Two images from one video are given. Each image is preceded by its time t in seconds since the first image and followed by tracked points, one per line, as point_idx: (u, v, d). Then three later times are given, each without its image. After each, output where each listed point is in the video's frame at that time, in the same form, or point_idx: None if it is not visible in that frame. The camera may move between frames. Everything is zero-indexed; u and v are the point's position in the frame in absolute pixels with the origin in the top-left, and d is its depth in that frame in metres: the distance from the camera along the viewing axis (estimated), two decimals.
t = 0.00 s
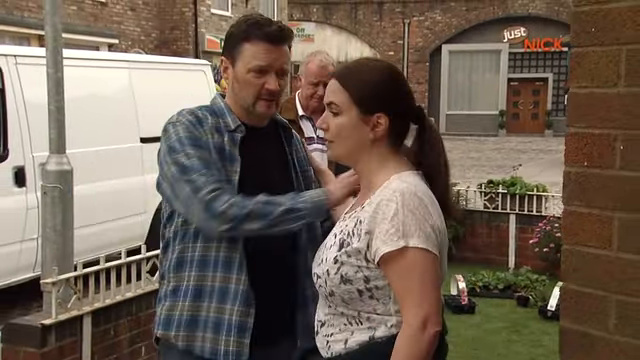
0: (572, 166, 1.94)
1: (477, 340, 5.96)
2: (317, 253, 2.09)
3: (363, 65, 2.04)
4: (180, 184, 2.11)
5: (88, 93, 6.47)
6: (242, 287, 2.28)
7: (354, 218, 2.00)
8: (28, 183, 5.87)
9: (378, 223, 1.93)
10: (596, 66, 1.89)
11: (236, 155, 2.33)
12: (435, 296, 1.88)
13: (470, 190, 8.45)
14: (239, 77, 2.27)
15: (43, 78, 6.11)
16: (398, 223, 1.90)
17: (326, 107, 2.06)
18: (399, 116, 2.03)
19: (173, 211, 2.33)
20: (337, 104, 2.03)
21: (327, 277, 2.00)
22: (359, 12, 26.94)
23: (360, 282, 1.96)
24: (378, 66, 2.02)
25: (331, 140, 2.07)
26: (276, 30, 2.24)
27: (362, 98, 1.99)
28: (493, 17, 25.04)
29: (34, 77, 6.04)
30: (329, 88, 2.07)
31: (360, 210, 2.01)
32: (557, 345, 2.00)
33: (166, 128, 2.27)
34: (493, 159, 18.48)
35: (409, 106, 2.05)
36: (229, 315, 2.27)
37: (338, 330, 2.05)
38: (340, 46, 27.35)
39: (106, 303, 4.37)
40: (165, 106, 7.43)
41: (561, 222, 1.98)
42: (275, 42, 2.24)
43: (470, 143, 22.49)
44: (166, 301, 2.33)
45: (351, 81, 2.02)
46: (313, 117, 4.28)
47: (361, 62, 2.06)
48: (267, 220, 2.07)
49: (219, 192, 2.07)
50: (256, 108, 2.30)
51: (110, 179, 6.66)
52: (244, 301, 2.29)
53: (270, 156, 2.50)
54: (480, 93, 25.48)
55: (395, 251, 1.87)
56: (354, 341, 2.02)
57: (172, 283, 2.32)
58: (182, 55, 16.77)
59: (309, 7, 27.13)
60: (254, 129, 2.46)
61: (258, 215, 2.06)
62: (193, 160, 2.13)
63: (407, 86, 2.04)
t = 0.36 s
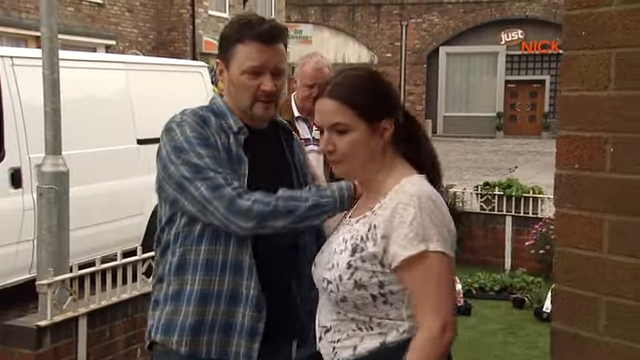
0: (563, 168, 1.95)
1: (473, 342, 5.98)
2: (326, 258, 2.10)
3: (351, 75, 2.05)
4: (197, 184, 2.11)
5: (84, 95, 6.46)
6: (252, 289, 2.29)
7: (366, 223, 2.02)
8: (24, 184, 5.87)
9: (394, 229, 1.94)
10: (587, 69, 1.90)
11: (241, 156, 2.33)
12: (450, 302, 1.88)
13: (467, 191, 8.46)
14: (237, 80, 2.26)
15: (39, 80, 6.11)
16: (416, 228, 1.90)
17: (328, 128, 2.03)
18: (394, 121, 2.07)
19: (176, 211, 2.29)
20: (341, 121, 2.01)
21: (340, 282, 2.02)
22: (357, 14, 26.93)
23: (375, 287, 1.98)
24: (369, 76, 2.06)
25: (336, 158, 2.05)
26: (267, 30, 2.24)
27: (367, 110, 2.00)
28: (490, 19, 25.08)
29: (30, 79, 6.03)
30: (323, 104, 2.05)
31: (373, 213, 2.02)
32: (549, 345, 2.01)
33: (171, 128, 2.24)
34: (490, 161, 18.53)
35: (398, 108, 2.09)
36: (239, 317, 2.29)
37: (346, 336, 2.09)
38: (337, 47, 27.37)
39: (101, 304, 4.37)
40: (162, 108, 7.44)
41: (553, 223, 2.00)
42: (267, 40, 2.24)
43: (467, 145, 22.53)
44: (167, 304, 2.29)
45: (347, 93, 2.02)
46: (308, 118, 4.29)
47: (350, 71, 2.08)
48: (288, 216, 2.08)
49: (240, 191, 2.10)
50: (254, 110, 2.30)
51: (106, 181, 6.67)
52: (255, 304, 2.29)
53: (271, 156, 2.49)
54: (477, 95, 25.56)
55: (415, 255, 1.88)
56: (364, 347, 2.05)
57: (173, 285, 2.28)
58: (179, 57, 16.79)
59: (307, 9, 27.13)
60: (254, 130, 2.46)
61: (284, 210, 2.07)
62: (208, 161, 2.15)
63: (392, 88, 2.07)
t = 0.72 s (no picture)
0: (561, 169, 1.96)
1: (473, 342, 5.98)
2: (334, 259, 1.93)
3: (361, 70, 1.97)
4: (197, 218, 1.79)
5: (86, 95, 6.46)
6: (256, 320, 2.00)
7: (384, 219, 1.87)
8: (25, 184, 5.90)
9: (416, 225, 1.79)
10: (584, 70, 1.91)
11: (237, 178, 1.96)
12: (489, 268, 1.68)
13: (468, 192, 8.48)
14: (216, 85, 1.87)
15: (40, 80, 6.11)
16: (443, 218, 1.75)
17: (332, 116, 1.95)
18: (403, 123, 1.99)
19: (162, 245, 1.90)
20: (346, 112, 1.93)
21: (357, 283, 1.85)
22: (359, 14, 26.92)
23: (393, 287, 1.82)
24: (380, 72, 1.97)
25: (336, 149, 1.96)
26: (242, 29, 1.87)
27: (375, 104, 1.92)
28: (492, 20, 25.11)
29: (31, 79, 6.04)
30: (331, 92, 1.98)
31: (382, 210, 1.90)
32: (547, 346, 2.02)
33: (156, 148, 1.86)
34: (491, 161, 18.54)
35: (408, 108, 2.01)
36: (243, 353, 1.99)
37: (356, 341, 1.93)
38: (339, 48, 27.40)
39: (102, 304, 4.38)
40: (163, 109, 7.45)
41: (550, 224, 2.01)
42: (246, 41, 1.87)
43: (469, 146, 22.54)
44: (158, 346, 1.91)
45: (358, 84, 1.94)
46: (308, 119, 4.28)
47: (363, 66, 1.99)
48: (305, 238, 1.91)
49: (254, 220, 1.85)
50: (234, 119, 1.92)
51: (107, 181, 6.69)
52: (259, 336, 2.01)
53: (257, 171, 2.14)
54: (478, 96, 25.55)
55: (447, 248, 1.71)
56: (376, 352, 1.89)
57: (164, 325, 1.90)
58: (181, 57, 16.86)
59: (309, 10, 27.17)
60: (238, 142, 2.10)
61: (299, 233, 1.89)
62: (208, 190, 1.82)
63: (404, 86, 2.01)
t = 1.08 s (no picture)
0: (561, 168, 1.96)
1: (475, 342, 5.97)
2: (355, 264, 1.87)
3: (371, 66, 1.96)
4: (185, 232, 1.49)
5: (88, 94, 6.48)
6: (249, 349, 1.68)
7: (408, 219, 1.83)
8: (28, 183, 5.91)
9: (445, 227, 1.78)
10: (584, 70, 1.91)
11: (227, 184, 1.67)
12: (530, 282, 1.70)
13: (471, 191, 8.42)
14: (194, 75, 1.57)
15: (42, 79, 6.13)
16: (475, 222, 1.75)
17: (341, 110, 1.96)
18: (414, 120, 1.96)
19: (139, 264, 1.58)
20: (353, 107, 1.93)
21: (388, 287, 1.81)
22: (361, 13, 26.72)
23: (423, 289, 1.80)
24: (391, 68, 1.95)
25: (345, 142, 1.96)
26: (229, 11, 1.58)
27: (381, 99, 1.91)
28: (495, 19, 25.11)
29: (34, 78, 6.05)
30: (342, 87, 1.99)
31: (403, 211, 1.85)
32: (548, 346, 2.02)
33: (132, 149, 1.54)
34: (493, 161, 18.52)
35: (421, 105, 1.97)
36: None
37: (380, 346, 1.89)
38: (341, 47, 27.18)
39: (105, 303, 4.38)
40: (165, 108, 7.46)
41: (551, 224, 2.00)
42: (231, 25, 1.58)
43: (471, 144, 22.54)
44: None
45: (366, 78, 1.94)
46: (310, 118, 4.29)
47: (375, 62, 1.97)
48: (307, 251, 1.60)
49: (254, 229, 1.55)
50: (215, 116, 1.62)
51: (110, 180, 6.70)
52: None
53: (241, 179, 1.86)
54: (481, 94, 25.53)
55: (483, 249, 1.72)
56: (402, 357, 1.86)
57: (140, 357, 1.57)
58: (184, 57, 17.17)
59: (311, 9, 27.18)
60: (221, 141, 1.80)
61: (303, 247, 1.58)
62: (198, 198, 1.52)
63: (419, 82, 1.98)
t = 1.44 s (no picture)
0: (563, 168, 1.96)
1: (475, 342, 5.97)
2: (377, 270, 1.79)
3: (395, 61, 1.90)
4: (191, 289, 1.10)
5: (89, 94, 6.49)
6: None
7: (432, 221, 1.78)
8: (29, 183, 5.91)
9: (468, 232, 1.75)
10: (586, 70, 1.91)
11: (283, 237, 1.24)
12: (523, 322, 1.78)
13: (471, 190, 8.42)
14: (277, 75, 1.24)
15: (43, 79, 6.13)
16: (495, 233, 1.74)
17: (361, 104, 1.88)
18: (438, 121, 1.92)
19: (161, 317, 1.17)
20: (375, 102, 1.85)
21: (415, 293, 1.76)
22: (361, 12, 26.98)
23: (450, 293, 1.76)
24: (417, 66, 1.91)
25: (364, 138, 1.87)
26: (321, 23, 1.26)
27: (406, 96, 1.85)
28: (495, 18, 25.15)
29: (35, 78, 6.06)
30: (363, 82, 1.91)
31: (425, 215, 1.79)
32: (549, 344, 2.03)
33: (174, 171, 1.16)
34: (493, 160, 18.52)
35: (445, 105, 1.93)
36: None
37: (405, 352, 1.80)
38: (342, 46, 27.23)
39: (106, 302, 4.39)
40: (166, 107, 7.47)
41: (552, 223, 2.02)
42: (325, 35, 1.25)
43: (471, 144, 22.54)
44: None
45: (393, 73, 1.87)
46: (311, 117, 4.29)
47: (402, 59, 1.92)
48: None
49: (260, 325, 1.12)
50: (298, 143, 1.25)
51: (111, 179, 6.71)
52: None
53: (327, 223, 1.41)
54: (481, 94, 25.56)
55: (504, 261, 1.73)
56: None
57: None
58: (184, 56, 17.23)
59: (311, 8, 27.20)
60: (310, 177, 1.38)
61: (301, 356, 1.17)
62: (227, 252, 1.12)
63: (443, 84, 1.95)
